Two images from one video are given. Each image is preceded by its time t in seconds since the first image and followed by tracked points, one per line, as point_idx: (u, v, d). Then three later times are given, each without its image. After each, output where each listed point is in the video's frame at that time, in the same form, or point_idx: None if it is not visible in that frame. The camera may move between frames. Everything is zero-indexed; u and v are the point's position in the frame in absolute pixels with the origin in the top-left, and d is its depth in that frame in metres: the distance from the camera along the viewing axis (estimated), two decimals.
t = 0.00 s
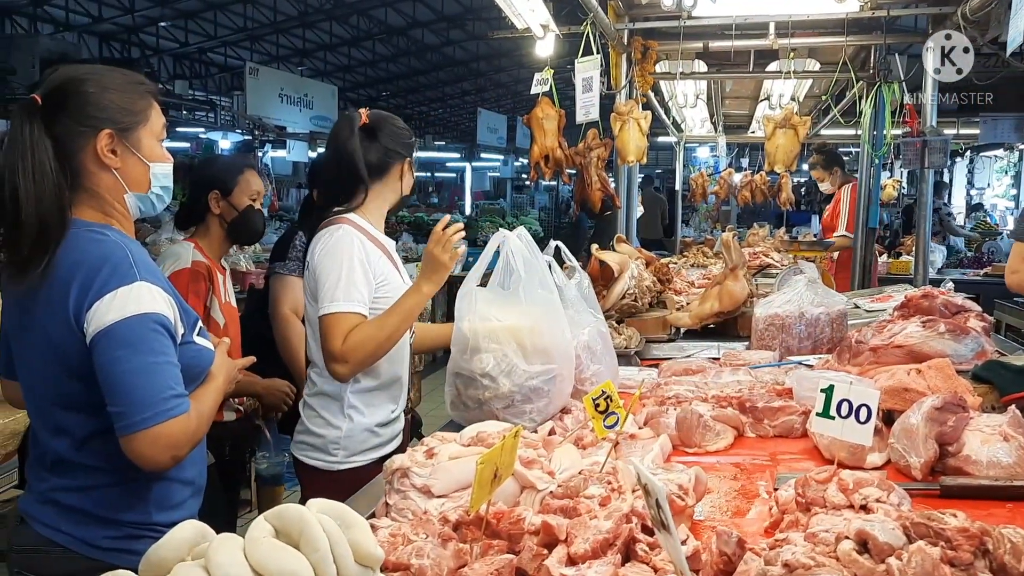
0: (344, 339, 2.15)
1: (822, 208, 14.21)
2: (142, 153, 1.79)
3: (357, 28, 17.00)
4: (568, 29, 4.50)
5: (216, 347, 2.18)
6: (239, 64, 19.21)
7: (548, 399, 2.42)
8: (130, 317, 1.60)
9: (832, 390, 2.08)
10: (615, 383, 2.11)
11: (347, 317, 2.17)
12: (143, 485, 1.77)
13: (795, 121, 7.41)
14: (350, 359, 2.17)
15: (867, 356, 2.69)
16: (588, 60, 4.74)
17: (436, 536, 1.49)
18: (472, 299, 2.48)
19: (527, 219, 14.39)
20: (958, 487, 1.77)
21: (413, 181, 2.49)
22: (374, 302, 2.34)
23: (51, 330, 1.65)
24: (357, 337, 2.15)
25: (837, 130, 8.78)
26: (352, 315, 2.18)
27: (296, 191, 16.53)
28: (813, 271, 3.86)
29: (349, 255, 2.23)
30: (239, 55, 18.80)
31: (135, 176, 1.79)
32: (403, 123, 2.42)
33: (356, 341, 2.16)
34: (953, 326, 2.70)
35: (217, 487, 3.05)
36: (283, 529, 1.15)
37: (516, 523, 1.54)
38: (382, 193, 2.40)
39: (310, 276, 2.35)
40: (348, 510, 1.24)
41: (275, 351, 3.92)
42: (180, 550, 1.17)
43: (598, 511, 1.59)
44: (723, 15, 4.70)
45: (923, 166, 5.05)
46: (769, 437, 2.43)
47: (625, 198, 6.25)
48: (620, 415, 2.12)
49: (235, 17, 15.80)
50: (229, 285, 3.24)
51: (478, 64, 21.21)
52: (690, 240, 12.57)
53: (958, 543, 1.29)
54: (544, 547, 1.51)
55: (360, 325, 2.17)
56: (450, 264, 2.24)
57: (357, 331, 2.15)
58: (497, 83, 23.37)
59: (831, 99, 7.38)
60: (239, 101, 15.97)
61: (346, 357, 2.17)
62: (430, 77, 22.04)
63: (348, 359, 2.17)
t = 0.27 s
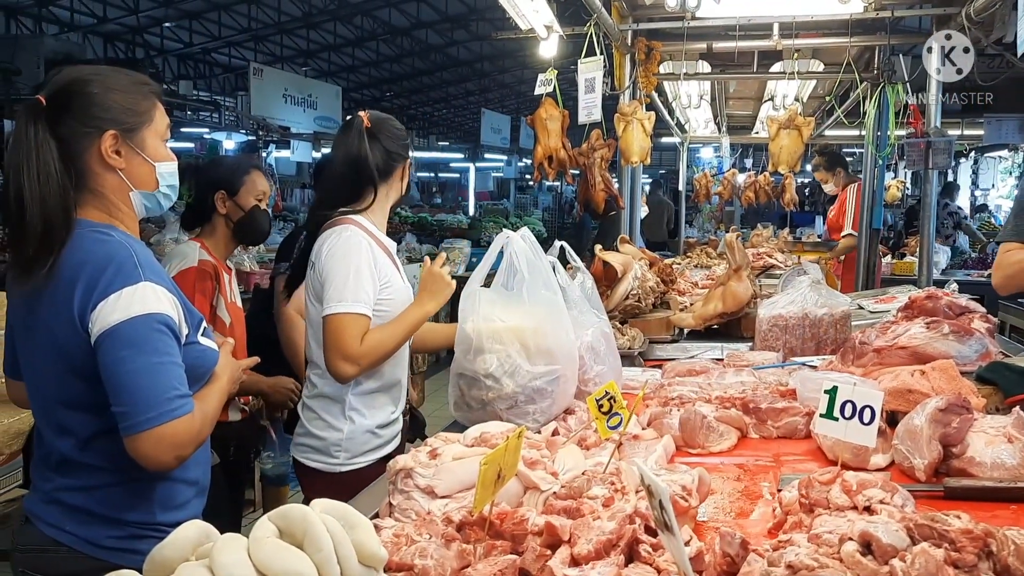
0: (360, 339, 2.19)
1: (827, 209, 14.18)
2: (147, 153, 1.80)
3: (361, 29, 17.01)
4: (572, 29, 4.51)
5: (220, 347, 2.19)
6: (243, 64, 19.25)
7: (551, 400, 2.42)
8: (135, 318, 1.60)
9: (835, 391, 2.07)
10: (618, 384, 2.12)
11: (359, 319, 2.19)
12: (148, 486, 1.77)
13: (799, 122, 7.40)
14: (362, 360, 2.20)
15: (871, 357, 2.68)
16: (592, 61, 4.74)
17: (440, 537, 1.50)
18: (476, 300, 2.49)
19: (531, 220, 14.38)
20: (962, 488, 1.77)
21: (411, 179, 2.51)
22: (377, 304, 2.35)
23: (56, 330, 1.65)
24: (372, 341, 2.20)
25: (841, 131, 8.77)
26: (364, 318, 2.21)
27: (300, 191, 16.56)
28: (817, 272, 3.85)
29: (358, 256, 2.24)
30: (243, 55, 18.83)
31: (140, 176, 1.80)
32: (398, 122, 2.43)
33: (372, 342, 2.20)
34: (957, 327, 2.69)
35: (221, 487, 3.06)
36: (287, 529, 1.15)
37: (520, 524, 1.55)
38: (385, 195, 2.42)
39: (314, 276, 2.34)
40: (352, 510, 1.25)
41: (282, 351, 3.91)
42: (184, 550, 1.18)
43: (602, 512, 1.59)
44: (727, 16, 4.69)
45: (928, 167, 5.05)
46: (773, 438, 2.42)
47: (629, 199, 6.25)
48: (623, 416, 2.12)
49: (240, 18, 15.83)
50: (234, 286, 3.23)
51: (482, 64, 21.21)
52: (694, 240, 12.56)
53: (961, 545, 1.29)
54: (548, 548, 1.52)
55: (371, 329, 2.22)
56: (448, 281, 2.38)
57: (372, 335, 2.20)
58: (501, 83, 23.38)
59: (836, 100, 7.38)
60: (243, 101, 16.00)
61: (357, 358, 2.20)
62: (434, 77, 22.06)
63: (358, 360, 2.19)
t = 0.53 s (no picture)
0: (369, 344, 2.20)
1: (830, 210, 14.15)
2: (149, 153, 1.80)
3: (365, 29, 17.02)
4: (575, 30, 4.50)
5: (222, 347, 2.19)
6: (247, 65, 19.28)
7: (554, 401, 2.41)
8: (137, 318, 1.61)
9: (838, 392, 2.06)
10: (621, 384, 2.12)
11: (367, 324, 2.20)
12: (150, 486, 1.77)
13: (802, 123, 7.39)
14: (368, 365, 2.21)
15: (874, 358, 2.68)
16: (596, 61, 4.73)
17: (441, 538, 1.50)
18: (478, 300, 2.49)
19: (534, 220, 14.38)
20: (965, 490, 1.76)
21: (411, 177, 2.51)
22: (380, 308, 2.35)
23: (58, 330, 1.66)
24: (381, 345, 2.22)
25: (845, 132, 8.75)
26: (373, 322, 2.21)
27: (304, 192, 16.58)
28: (820, 273, 3.85)
29: (364, 260, 2.24)
30: (246, 56, 18.86)
31: (143, 177, 1.80)
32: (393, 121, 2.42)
33: (380, 347, 2.22)
34: (960, 329, 2.69)
35: (223, 488, 3.06)
36: (288, 529, 1.15)
37: (521, 524, 1.54)
38: (384, 196, 2.42)
39: (317, 280, 2.33)
40: (354, 510, 1.25)
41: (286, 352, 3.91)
42: (185, 550, 1.17)
43: (604, 513, 1.59)
44: (730, 17, 4.68)
45: (931, 168, 5.03)
46: (775, 439, 2.42)
47: (632, 200, 6.25)
48: (626, 417, 2.13)
49: (244, 18, 15.86)
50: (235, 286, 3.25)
51: (485, 65, 21.22)
52: (697, 241, 12.55)
53: (964, 546, 1.28)
54: (550, 548, 1.52)
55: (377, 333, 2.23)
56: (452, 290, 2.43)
57: (381, 339, 2.22)
58: (504, 84, 23.39)
59: (839, 101, 7.37)
60: (246, 102, 16.01)
61: (365, 362, 2.20)
62: (438, 78, 22.08)
63: (365, 364, 2.20)
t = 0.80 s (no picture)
0: (377, 338, 2.21)
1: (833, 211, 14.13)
2: (151, 153, 1.80)
3: (368, 30, 17.04)
4: (578, 30, 4.50)
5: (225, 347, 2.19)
6: (250, 66, 19.32)
7: (556, 401, 2.41)
8: (139, 318, 1.61)
9: (840, 393, 2.05)
10: (622, 385, 2.12)
11: (377, 318, 2.21)
12: (152, 486, 1.78)
13: (805, 123, 7.38)
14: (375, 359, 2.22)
15: (876, 359, 2.67)
16: (598, 62, 4.73)
17: (441, 538, 1.50)
18: (480, 300, 2.47)
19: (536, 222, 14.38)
20: (967, 491, 1.75)
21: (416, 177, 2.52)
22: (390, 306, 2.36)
23: (60, 330, 1.66)
24: (388, 342, 2.23)
25: (848, 133, 8.74)
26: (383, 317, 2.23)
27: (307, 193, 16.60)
28: (823, 274, 3.84)
29: (374, 257, 2.25)
30: (250, 57, 18.89)
31: (144, 177, 1.80)
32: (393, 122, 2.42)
33: (388, 342, 2.23)
34: (963, 330, 2.68)
35: (225, 489, 3.07)
36: (287, 529, 1.15)
37: (522, 525, 1.54)
38: (391, 198, 2.42)
39: (328, 279, 2.34)
40: (353, 510, 1.25)
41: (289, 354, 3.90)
42: (184, 550, 1.17)
43: (604, 514, 1.59)
44: (733, 18, 4.67)
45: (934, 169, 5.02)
46: (777, 440, 2.42)
47: (634, 201, 6.25)
48: (626, 418, 2.15)
49: (247, 19, 15.90)
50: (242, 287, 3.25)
51: (489, 66, 21.22)
52: (700, 242, 12.54)
53: (965, 548, 1.28)
54: (550, 549, 1.52)
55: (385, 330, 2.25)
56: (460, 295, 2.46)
57: (388, 336, 2.23)
58: (507, 85, 23.40)
59: (843, 102, 7.36)
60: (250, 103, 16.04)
61: (373, 355, 2.21)
62: (441, 79, 22.09)
63: (372, 358, 2.20)
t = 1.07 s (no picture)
0: (393, 334, 2.30)
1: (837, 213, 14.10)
2: (155, 154, 1.81)
3: (372, 31, 17.06)
4: (581, 31, 4.49)
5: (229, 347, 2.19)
6: (254, 67, 19.35)
7: (559, 401, 2.41)
8: (143, 318, 1.61)
9: (842, 394, 2.05)
10: (624, 386, 2.12)
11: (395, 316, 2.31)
12: (156, 485, 1.78)
13: (808, 124, 7.36)
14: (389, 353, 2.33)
15: (879, 360, 2.67)
16: (601, 63, 4.73)
17: (442, 538, 1.50)
18: (483, 300, 2.47)
19: (540, 223, 14.37)
20: (969, 492, 1.75)
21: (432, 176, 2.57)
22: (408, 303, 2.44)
23: (64, 330, 1.66)
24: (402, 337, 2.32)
25: (852, 134, 8.73)
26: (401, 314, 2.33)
27: (311, 194, 16.63)
28: (826, 275, 3.83)
29: (392, 255, 2.33)
30: (253, 57, 18.91)
31: (149, 178, 1.81)
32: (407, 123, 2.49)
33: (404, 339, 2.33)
34: (966, 331, 2.68)
35: (229, 489, 3.07)
36: (288, 529, 1.15)
37: (523, 525, 1.54)
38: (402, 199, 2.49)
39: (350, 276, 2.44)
40: (353, 510, 1.25)
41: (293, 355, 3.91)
42: (185, 549, 1.18)
43: (605, 514, 1.59)
44: (736, 19, 4.66)
45: (938, 169, 5.01)
46: (780, 441, 2.41)
47: (637, 202, 6.24)
48: (629, 419, 2.14)
49: (252, 21, 15.93)
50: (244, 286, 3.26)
51: (492, 67, 21.23)
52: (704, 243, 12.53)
53: (966, 549, 1.27)
54: (551, 549, 1.52)
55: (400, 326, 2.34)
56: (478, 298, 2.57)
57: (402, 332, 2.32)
58: (511, 86, 23.41)
59: (846, 103, 7.34)
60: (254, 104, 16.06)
61: (387, 349, 2.31)
62: (445, 80, 22.11)
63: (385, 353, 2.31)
